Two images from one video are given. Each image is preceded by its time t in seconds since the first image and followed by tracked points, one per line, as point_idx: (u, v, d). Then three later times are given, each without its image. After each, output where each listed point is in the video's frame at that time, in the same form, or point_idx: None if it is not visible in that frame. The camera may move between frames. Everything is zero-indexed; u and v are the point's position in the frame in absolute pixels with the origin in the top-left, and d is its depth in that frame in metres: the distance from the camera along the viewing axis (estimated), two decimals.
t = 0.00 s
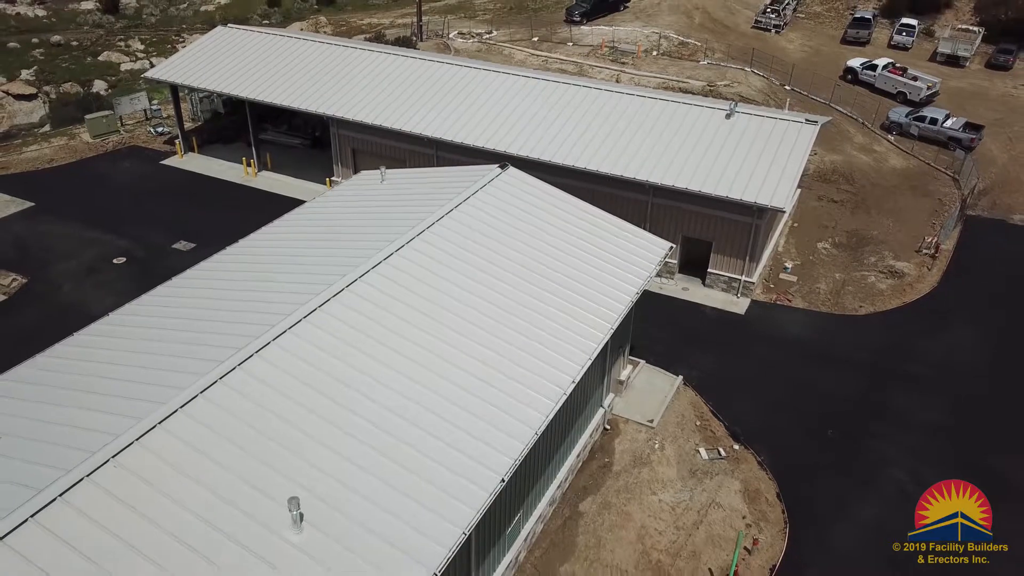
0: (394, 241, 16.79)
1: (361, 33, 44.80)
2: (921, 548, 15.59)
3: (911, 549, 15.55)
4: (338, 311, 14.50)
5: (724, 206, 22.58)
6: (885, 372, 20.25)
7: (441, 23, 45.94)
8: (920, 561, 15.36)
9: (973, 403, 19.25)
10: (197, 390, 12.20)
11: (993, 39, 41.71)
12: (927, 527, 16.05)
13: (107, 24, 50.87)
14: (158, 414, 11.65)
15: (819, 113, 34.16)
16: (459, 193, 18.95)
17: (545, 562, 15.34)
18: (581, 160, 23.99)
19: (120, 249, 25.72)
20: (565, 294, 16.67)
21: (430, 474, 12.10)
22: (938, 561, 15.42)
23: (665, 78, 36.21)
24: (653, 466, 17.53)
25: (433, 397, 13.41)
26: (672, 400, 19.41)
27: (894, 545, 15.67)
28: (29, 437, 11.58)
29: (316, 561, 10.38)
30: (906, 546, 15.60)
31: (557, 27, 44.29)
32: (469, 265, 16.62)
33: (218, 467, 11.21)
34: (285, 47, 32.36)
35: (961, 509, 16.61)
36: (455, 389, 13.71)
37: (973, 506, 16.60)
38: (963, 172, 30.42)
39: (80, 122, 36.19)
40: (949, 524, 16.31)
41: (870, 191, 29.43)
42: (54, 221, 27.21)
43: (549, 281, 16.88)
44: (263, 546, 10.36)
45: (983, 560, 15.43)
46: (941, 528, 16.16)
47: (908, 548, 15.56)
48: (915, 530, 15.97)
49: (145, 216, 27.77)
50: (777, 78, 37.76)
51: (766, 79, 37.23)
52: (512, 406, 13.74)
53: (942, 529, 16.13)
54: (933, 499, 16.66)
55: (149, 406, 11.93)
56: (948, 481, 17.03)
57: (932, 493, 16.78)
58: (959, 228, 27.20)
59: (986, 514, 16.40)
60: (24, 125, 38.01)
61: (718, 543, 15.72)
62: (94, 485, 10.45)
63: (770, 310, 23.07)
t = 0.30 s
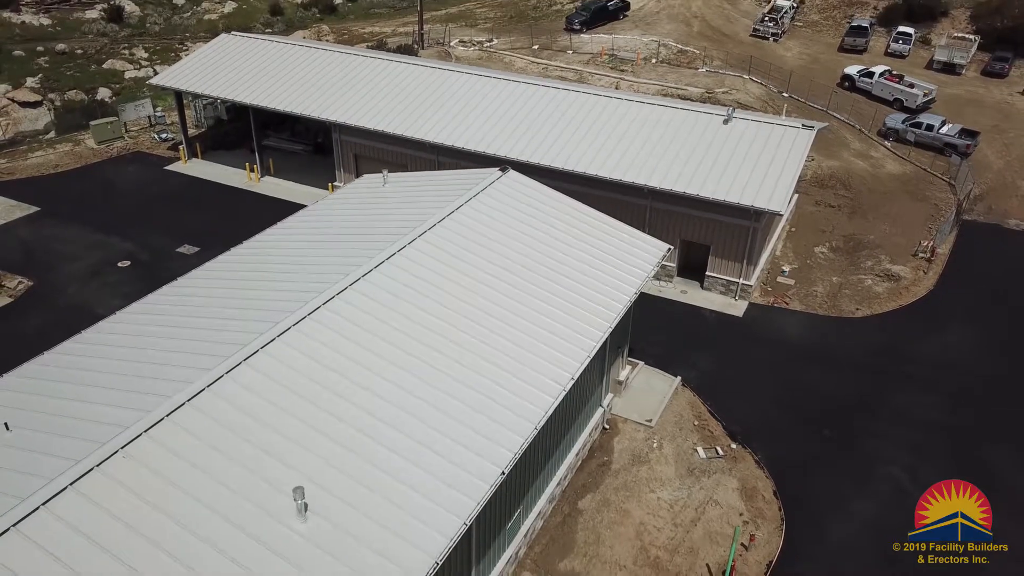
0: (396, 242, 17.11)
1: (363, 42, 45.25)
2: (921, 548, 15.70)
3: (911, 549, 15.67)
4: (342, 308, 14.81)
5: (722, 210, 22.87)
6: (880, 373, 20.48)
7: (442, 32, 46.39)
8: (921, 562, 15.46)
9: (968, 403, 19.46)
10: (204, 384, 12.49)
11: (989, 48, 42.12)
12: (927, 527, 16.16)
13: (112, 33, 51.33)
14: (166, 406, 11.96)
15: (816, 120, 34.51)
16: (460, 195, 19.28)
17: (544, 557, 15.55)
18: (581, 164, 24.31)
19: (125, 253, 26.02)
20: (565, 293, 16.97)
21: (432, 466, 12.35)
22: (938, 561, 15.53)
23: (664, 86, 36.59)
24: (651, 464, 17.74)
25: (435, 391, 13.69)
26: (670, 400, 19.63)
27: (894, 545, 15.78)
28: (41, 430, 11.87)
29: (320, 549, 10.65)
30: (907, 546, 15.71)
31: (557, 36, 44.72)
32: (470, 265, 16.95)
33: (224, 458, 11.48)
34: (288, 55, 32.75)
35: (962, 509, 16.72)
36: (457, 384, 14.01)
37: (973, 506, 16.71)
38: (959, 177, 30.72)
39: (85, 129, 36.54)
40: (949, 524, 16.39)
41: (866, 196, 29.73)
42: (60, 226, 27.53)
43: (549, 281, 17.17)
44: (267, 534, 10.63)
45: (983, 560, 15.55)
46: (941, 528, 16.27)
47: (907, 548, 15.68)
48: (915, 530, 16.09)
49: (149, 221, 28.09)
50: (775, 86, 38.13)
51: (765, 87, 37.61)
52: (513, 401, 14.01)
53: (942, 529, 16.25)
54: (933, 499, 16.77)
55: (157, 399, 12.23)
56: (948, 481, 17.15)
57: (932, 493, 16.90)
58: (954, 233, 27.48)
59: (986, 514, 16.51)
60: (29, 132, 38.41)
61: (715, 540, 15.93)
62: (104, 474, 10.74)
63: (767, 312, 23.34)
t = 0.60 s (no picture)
0: (398, 243, 17.40)
1: (365, 50, 45.72)
2: (921, 548, 15.85)
3: (911, 549, 15.82)
4: (346, 307, 15.09)
5: (719, 214, 23.16)
6: (876, 374, 20.72)
7: (443, 40, 46.85)
8: (921, 561, 15.61)
9: (963, 404, 19.69)
10: (211, 378, 12.75)
11: (985, 56, 42.55)
12: (927, 527, 16.33)
13: (116, 41, 51.81)
14: (174, 400, 12.22)
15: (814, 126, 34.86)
16: (462, 198, 19.60)
17: (544, 554, 15.76)
18: (580, 169, 24.62)
19: (130, 257, 26.31)
20: (564, 294, 17.25)
21: (433, 460, 12.59)
22: (938, 561, 15.68)
23: (662, 93, 36.96)
24: (650, 464, 17.96)
25: (436, 387, 13.95)
26: (669, 401, 19.86)
27: (894, 545, 15.93)
28: (51, 424, 12.11)
29: (325, 539, 10.88)
30: (907, 546, 15.86)
31: (557, 44, 45.15)
32: (471, 265, 17.25)
33: (230, 450, 11.72)
34: (291, 62, 33.13)
35: (962, 509, 16.89)
36: (459, 381, 14.27)
37: (973, 506, 16.87)
38: (955, 183, 31.04)
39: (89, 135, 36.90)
40: (949, 524, 16.56)
41: (863, 201, 30.03)
42: (65, 230, 27.83)
43: (549, 282, 17.45)
44: (273, 524, 10.87)
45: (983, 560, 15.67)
46: (941, 528, 16.44)
47: (907, 548, 15.83)
48: (915, 530, 16.26)
49: (153, 225, 28.39)
50: (773, 93, 38.49)
51: (762, 94, 37.99)
52: (513, 398, 14.26)
53: (942, 529, 16.42)
54: (933, 499, 16.95)
55: (164, 393, 12.50)
56: (948, 481, 17.33)
57: (932, 493, 17.09)
58: (950, 237, 27.77)
59: (986, 514, 16.66)
60: (34, 139, 38.82)
61: (713, 537, 16.13)
62: (113, 465, 10.99)
63: (765, 315, 23.59)
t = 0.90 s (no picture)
0: (400, 245, 17.70)
1: (367, 58, 46.16)
2: (922, 548, 15.97)
3: (911, 549, 15.95)
4: (349, 306, 15.37)
5: (718, 218, 23.44)
6: (873, 375, 20.96)
7: (444, 48, 47.29)
8: (921, 561, 15.72)
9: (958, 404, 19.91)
10: (217, 374, 13.02)
11: (981, 64, 42.95)
12: (927, 527, 16.47)
13: (120, 49, 52.23)
14: (181, 394, 12.49)
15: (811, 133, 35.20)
16: (462, 201, 19.91)
17: (543, 551, 15.97)
18: (579, 174, 24.92)
19: (134, 261, 26.59)
20: (562, 294, 17.52)
21: (434, 453, 12.86)
22: (939, 561, 15.79)
23: (662, 100, 37.32)
24: (648, 463, 18.18)
25: (438, 384, 14.21)
26: (667, 402, 20.09)
27: (895, 545, 16.04)
28: (60, 418, 12.37)
29: (330, 530, 11.12)
30: (907, 547, 15.98)
31: (557, 52, 45.54)
32: (472, 266, 17.53)
33: (234, 443, 11.97)
34: (295, 69, 33.51)
35: (962, 509, 17.04)
36: (460, 378, 14.53)
37: (974, 507, 17.01)
38: (951, 189, 31.33)
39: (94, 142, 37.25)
40: (949, 524, 16.71)
41: (860, 207, 30.32)
42: (70, 234, 28.13)
43: (548, 283, 17.74)
44: (277, 514, 11.12)
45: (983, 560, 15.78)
46: (941, 528, 16.58)
47: (908, 548, 15.96)
48: (915, 530, 16.40)
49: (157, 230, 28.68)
50: (771, 100, 38.85)
51: (761, 101, 38.35)
52: (513, 395, 14.52)
53: (942, 529, 16.56)
54: (933, 499, 17.12)
55: (171, 389, 12.76)
56: (948, 481, 17.51)
57: (932, 493, 17.26)
58: (946, 242, 28.04)
59: (986, 514, 16.79)
60: (39, 146, 39.21)
61: (711, 534, 16.35)
62: (121, 457, 11.24)
63: (762, 318, 23.84)
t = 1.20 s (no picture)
0: (402, 248, 18.01)
1: (368, 67, 46.60)
2: (922, 549, 16.14)
3: (911, 549, 16.11)
4: (352, 306, 15.68)
5: (715, 223, 23.73)
6: (868, 378, 21.22)
7: (445, 57, 47.73)
8: (921, 561, 15.88)
9: (953, 405, 20.17)
10: (224, 371, 13.32)
11: (976, 73, 43.37)
12: (928, 527, 16.64)
13: (123, 58, 52.66)
14: (188, 390, 12.76)
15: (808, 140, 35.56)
16: (463, 205, 20.25)
17: (543, 549, 16.19)
18: (579, 180, 25.24)
19: (138, 265, 26.88)
20: (562, 296, 17.82)
21: (436, 449, 13.13)
22: (939, 561, 15.96)
23: (660, 108, 37.70)
24: (647, 463, 18.41)
25: (440, 383, 14.50)
26: (666, 403, 20.33)
27: (895, 545, 16.21)
28: (72, 413, 12.66)
29: (334, 523, 11.39)
30: (907, 547, 16.14)
31: (557, 61, 45.96)
32: (473, 269, 17.85)
33: (240, 438, 12.24)
34: (298, 77, 33.90)
35: (962, 509, 17.22)
36: (461, 376, 14.82)
37: (974, 507, 17.20)
38: (947, 195, 31.66)
39: (98, 149, 37.60)
40: (950, 524, 16.89)
41: (857, 213, 30.63)
42: (75, 240, 28.44)
43: (548, 285, 18.04)
44: (283, 506, 11.39)
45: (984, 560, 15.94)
46: (941, 528, 16.75)
47: (908, 548, 16.12)
48: (915, 530, 16.57)
49: (161, 236, 28.97)
50: (769, 108, 39.22)
51: (759, 109, 38.73)
52: (514, 394, 14.80)
53: (942, 529, 16.73)
54: (934, 499, 17.31)
55: (179, 384, 13.06)
56: (948, 481, 17.70)
57: (932, 493, 17.45)
58: (942, 247, 28.34)
59: (986, 514, 16.98)
60: (43, 153, 39.57)
61: (708, 532, 16.57)
62: (130, 450, 11.50)
63: (760, 322, 24.11)
